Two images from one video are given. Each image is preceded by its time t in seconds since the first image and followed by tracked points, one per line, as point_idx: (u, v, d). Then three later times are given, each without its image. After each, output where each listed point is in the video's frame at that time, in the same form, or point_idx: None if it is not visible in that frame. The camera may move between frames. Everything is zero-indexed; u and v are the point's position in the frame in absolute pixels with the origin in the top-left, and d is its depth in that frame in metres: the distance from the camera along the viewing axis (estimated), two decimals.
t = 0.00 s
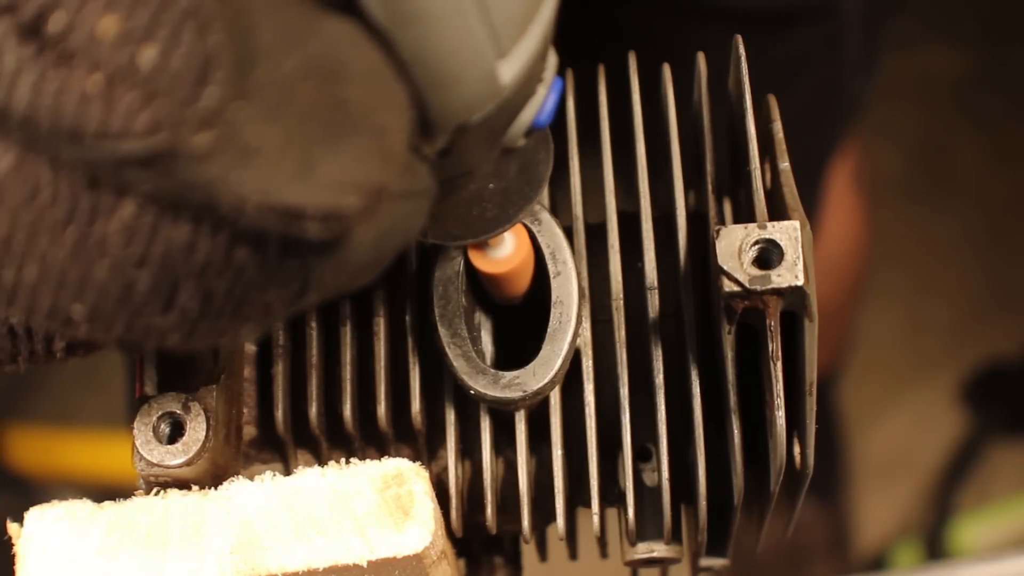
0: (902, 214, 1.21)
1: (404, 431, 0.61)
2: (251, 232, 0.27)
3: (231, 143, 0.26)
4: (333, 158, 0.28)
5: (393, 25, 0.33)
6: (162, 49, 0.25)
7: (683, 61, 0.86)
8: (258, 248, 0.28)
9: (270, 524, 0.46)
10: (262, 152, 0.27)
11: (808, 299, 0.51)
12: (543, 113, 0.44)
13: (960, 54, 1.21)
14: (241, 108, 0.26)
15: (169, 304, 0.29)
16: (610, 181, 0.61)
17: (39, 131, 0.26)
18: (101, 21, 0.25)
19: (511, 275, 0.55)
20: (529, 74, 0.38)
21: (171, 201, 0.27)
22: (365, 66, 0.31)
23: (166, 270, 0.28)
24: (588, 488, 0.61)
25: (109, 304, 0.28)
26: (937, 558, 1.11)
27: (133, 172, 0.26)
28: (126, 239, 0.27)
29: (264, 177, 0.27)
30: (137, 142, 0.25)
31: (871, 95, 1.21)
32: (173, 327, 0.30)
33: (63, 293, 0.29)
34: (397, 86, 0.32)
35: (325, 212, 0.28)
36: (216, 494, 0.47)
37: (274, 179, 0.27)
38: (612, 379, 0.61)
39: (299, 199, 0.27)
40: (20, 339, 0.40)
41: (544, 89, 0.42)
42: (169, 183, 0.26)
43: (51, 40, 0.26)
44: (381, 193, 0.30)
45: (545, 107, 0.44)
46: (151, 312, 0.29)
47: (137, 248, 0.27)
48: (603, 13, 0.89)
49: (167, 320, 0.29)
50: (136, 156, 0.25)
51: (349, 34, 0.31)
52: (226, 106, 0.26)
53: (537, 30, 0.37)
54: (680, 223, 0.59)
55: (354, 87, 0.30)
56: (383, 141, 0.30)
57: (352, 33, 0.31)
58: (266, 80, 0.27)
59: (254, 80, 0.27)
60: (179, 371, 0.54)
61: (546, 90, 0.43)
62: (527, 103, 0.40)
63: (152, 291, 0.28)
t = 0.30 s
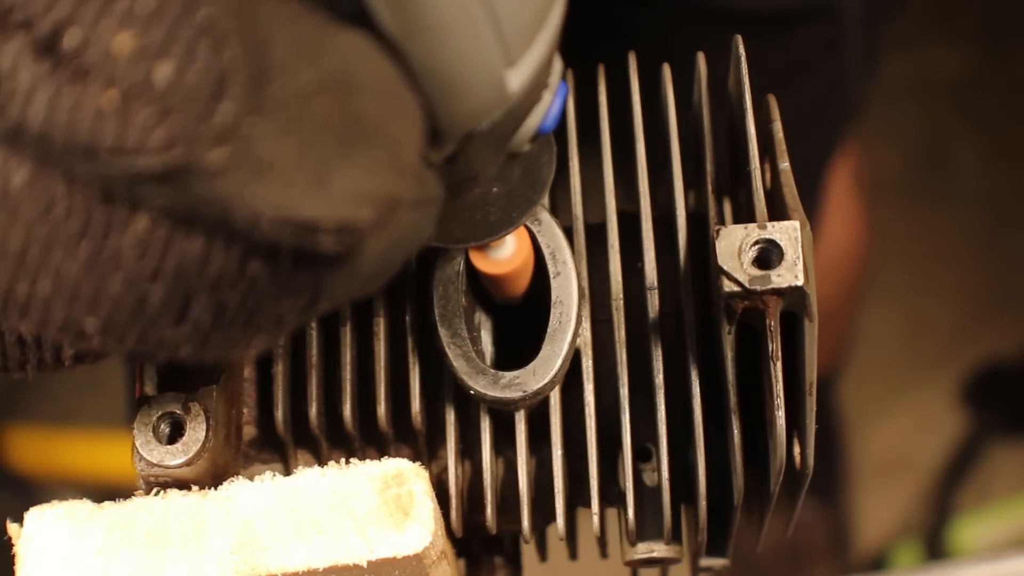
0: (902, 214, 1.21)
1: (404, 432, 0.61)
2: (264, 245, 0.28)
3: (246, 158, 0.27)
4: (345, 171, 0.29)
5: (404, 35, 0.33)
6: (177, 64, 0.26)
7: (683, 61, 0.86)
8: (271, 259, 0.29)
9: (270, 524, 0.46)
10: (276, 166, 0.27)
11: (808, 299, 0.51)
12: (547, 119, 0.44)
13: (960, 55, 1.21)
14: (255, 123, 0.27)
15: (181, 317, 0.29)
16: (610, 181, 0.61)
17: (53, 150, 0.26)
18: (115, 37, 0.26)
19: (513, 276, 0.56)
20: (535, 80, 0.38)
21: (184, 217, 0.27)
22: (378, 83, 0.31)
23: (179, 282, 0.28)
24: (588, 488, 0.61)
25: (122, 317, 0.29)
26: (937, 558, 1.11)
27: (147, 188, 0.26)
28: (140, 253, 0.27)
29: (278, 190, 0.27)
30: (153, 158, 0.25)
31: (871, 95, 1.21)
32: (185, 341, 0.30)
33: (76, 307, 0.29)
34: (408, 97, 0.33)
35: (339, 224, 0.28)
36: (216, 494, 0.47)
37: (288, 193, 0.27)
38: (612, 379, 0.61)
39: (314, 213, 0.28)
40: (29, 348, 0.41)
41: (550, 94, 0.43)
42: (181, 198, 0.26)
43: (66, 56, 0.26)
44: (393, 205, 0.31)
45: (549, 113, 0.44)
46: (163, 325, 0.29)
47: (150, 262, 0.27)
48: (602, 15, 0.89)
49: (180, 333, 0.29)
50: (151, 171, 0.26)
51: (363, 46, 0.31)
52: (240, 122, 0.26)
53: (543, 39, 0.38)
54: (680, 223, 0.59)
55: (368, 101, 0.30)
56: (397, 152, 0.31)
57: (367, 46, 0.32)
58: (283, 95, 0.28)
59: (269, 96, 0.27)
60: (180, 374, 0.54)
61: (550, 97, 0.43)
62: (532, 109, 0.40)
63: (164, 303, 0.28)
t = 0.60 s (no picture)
0: (902, 214, 1.21)
1: (404, 431, 0.61)
2: (289, 293, 0.28)
3: (272, 214, 0.27)
4: (372, 221, 0.29)
5: (425, 77, 0.31)
6: (202, 122, 0.26)
7: (682, 61, 0.86)
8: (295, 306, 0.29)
9: (270, 524, 0.46)
10: (301, 220, 0.27)
11: (808, 299, 0.51)
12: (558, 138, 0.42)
13: (960, 54, 1.21)
14: (279, 177, 0.27)
15: (203, 362, 0.29)
16: (610, 180, 0.61)
17: (77, 208, 0.26)
18: (141, 97, 0.26)
19: (513, 280, 0.56)
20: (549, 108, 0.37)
21: (206, 271, 0.27)
22: (401, 129, 0.30)
23: (204, 328, 0.28)
24: (588, 488, 0.61)
25: (145, 365, 0.29)
26: (937, 558, 1.11)
27: (174, 243, 0.26)
28: (163, 304, 0.27)
29: (302, 247, 0.27)
30: (179, 216, 0.26)
31: (870, 95, 1.21)
32: (206, 383, 0.29)
33: (99, 353, 0.29)
34: (427, 139, 0.31)
35: (365, 275, 0.28)
36: (216, 494, 0.47)
37: (313, 246, 0.27)
38: (612, 379, 0.61)
39: (338, 265, 0.28)
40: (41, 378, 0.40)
41: (562, 115, 0.41)
42: (207, 255, 0.27)
43: (91, 119, 0.26)
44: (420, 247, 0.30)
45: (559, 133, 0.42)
46: (185, 370, 0.29)
47: (173, 312, 0.27)
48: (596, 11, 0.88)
49: (202, 377, 0.29)
50: (175, 230, 0.26)
51: (381, 93, 0.30)
52: (265, 179, 0.27)
53: (554, 70, 0.37)
54: (680, 223, 0.59)
55: (393, 150, 0.30)
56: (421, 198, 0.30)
57: (388, 91, 0.30)
58: (307, 152, 0.27)
59: (297, 152, 0.27)
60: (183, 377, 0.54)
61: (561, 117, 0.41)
62: (544, 129, 0.39)
63: (187, 349, 0.28)
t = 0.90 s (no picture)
0: (902, 215, 1.21)
1: (404, 432, 0.61)
2: (338, 317, 0.27)
3: (324, 239, 0.26)
4: (418, 243, 0.27)
5: (472, 101, 0.30)
6: (260, 149, 0.25)
7: (683, 61, 0.86)
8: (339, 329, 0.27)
9: (270, 524, 0.46)
10: (353, 244, 0.26)
11: (808, 299, 0.51)
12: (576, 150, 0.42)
13: (960, 54, 1.21)
14: (332, 202, 0.26)
15: (249, 381, 0.27)
16: (610, 180, 0.61)
17: (133, 234, 0.25)
18: (200, 124, 0.25)
19: (513, 285, 0.55)
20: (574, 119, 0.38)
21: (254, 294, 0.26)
22: (450, 155, 0.29)
23: (251, 349, 0.26)
24: (588, 487, 0.61)
25: (190, 387, 0.27)
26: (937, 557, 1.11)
27: (227, 270, 0.25)
28: (211, 325, 0.26)
29: (353, 270, 0.26)
30: (233, 241, 0.24)
31: (870, 96, 1.21)
32: (248, 401, 0.28)
33: (144, 373, 0.27)
34: (475, 164, 0.30)
35: (412, 296, 0.27)
36: (217, 494, 0.47)
37: (364, 268, 0.26)
38: (612, 379, 0.61)
39: (386, 286, 0.26)
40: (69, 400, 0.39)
41: (582, 131, 0.41)
42: (259, 278, 0.25)
43: (150, 146, 0.24)
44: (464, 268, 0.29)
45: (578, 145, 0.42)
46: (229, 389, 0.27)
47: (221, 333, 0.26)
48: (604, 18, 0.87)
49: (245, 396, 0.28)
50: (226, 253, 0.25)
51: (433, 120, 0.29)
52: (320, 204, 0.26)
53: (582, 82, 0.37)
54: (680, 223, 0.59)
55: (444, 174, 0.28)
56: (468, 222, 0.29)
57: (438, 115, 0.29)
58: (361, 175, 0.26)
59: (353, 178, 0.26)
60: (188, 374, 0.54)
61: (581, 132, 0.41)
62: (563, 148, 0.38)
63: (233, 369, 0.27)
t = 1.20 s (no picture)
0: (902, 215, 1.21)
1: (404, 432, 0.61)
2: (346, 342, 0.29)
3: (334, 268, 0.27)
4: (425, 269, 0.29)
5: (480, 126, 0.32)
6: (270, 182, 0.27)
7: (682, 61, 0.86)
8: (347, 356, 0.30)
9: (270, 524, 0.46)
10: (359, 274, 0.28)
11: (808, 299, 0.51)
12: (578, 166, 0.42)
13: (960, 54, 1.21)
14: (342, 233, 0.27)
15: (256, 403, 0.30)
16: (610, 180, 0.61)
17: (143, 263, 0.27)
18: (211, 158, 0.27)
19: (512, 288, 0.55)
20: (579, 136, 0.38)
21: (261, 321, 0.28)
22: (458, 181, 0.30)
23: (258, 373, 0.29)
24: (588, 487, 0.62)
25: (198, 408, 0.30)
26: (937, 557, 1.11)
27: (238, 299, 0.27)
28: (219, 352, 0.28)
29: (362, 297, 0.28)
30: (243, 271, 0.26)
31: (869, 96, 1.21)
32: (254, 421, 0.30)
33: (154, 397, 0.29)
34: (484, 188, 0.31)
35: (420, 320, 0.29)
36: (216, 494, 0.47)
37: (373, 296, 0.28)
38: (612, 379, 0.61)
39: (394, 313, 0.28)
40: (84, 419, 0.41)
41: (583, 146, 0.41)
42: (268, 306, 0.28)
43: (161, 180, 0.26)
44: (469, 293, 0.30)
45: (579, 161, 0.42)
46: (237, 411, 0.30)
47: (229, 359, 0.28)
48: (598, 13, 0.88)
49: (252, 417, 0.30)
50: (238, 283, 0.26)
51: (441, 147, 0.30)
52: (329, 235, 0.27)
53: (589, 98, 0.38)
54: (680, 223, 0.59)
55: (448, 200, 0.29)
56: (473, 249, 0.30)
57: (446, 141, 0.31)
58: (372, 207, 0.28)
59: (362, 210, 0.28)
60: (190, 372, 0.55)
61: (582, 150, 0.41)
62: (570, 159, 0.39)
63: (241, 393, 0.29)
